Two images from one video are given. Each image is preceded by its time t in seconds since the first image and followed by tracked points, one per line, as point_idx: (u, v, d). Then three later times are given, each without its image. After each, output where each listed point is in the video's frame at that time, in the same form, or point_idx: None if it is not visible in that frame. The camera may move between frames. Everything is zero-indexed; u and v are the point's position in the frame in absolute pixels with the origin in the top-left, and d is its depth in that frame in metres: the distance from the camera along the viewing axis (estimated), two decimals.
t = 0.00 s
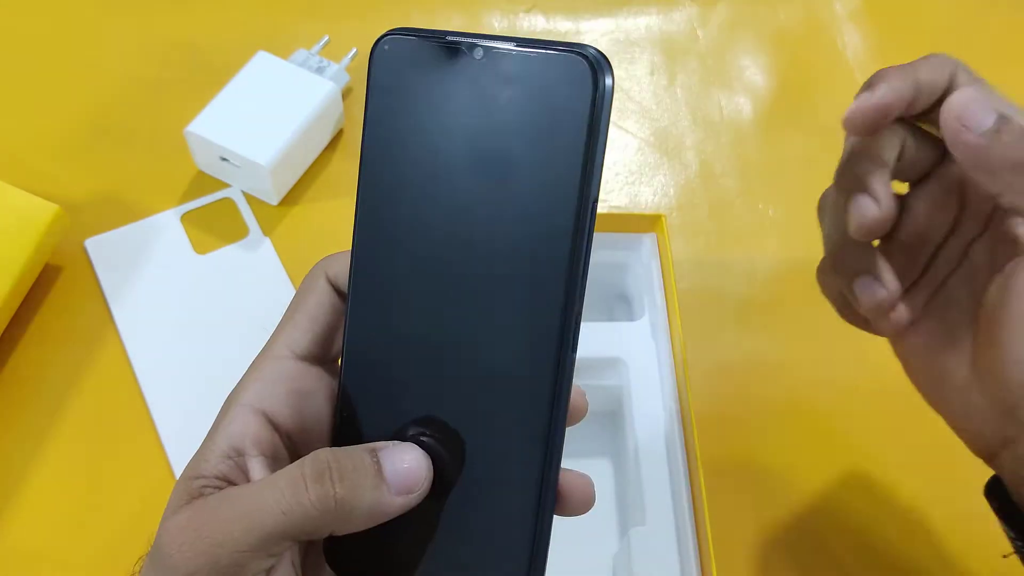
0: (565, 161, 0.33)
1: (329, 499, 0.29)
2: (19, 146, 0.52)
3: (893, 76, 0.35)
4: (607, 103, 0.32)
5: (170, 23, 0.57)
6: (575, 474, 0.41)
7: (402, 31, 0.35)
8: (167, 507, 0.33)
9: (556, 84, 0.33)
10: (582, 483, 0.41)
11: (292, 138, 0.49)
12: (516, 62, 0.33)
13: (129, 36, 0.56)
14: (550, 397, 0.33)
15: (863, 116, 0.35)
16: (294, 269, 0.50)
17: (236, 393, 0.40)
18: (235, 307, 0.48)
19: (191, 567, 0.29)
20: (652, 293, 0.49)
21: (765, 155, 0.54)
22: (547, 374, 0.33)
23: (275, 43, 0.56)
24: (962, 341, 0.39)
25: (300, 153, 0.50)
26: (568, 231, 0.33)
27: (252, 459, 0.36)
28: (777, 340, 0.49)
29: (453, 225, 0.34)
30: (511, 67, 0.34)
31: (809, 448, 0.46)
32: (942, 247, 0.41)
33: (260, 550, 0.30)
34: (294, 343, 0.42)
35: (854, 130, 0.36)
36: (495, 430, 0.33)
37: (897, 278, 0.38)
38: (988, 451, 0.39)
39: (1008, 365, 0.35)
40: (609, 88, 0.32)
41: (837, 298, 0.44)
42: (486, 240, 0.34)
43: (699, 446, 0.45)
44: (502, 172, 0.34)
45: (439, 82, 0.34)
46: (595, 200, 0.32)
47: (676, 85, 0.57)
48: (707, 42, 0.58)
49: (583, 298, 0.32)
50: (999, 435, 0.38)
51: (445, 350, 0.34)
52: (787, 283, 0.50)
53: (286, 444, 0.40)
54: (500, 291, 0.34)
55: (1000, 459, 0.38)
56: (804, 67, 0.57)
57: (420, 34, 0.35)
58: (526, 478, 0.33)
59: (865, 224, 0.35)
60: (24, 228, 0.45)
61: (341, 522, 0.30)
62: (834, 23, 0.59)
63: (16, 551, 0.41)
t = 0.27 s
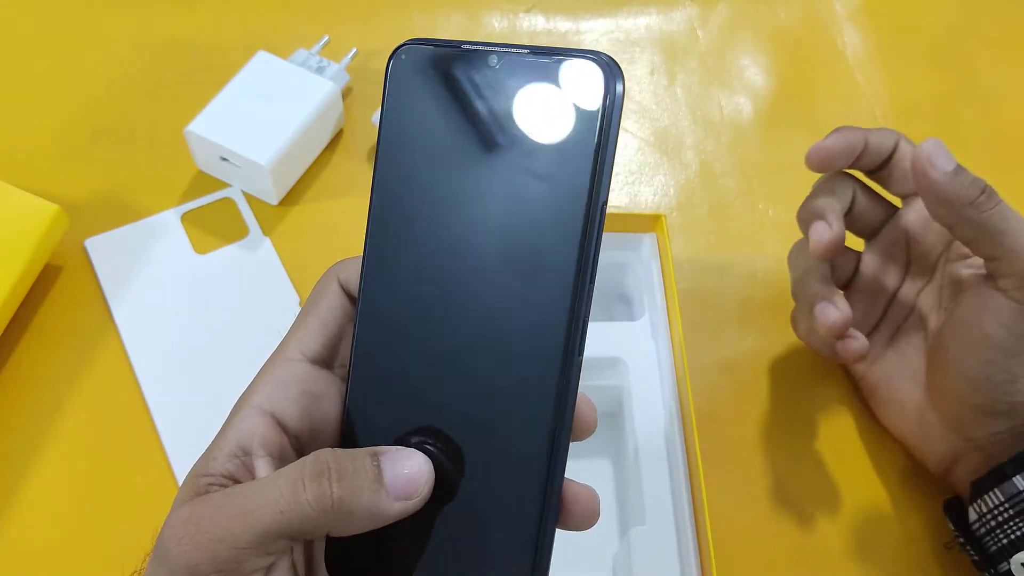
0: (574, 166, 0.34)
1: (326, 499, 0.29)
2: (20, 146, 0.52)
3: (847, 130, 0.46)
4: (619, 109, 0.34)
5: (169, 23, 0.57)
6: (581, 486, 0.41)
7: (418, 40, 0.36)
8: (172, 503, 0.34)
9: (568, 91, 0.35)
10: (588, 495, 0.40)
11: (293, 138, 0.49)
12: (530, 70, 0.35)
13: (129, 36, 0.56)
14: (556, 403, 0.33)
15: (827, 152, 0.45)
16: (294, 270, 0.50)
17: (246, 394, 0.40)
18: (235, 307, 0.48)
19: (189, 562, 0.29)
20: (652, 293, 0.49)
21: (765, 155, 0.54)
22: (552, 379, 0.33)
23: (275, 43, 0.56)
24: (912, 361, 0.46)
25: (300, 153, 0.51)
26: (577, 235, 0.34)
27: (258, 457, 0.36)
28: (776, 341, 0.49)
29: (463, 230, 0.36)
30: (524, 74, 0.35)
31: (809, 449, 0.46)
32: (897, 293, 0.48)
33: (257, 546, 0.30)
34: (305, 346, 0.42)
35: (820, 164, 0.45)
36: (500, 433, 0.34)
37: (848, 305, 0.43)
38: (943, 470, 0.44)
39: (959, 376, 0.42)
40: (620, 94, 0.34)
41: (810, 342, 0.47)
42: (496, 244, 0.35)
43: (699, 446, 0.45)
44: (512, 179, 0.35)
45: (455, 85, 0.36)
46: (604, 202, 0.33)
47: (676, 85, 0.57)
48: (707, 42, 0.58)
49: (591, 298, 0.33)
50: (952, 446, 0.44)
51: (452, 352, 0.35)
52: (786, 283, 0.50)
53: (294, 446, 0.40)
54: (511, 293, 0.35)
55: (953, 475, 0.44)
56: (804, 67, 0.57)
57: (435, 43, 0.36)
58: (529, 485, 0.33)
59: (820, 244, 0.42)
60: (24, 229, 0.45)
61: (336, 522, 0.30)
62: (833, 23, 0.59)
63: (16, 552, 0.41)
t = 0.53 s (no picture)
0: (593, 187, 0.35)
1: (296, 499, 0.30)
2: (19, 146, 0.52)
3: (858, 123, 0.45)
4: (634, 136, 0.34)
5: (169, 23, 0.57)
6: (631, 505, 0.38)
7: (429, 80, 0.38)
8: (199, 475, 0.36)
9: (584, 119, 0.35)
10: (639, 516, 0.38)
11: (292, 138, 0.49)
12: (542, 101, 0.36)
13: (129, 36, 0.56)
14: (577, 415, 0.33)
15: (841, 143, 0.44)
16: (293, 269, 0.50)
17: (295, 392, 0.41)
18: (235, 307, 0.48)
19: (179, 526, 0.32)
20: (652, 293, 0.50)
21: (765, 155, 0.54)
22: (576, 391, 0.33)
23: (275, 43, 0.56)
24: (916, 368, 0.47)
25: (300, 153, 0.50)
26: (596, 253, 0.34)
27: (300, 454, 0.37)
28: (777, 341, 0.49)
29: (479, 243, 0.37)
30: (540, 105, 0.36)
31: (812, 448, 0.45)
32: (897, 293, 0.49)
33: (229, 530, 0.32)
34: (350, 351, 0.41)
35: (832, 154, 0.45)
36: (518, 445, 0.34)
37: (856, 293, 0.43)
38: (947, 466, 0.45)
39: (966, 367, 0.42)
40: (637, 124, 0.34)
41: (809, 323, 0.47)
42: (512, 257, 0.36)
43: (699, 445, 0.45)
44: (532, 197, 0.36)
45: (466, 117, 0.38)
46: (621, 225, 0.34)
47: (676, 85, 0.57)
48: (707, 42, 0.58)
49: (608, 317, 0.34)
50: (956, 438, 0.44)
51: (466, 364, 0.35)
52: (786, 284, 0.50)
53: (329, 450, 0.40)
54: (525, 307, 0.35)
55: (956, 472, 0.44)
56: (804, 67, 0.57)
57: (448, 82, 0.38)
58: (555, 492, 0.33)
59: (830, 231, 0.42)
60: (24, 228, 0.45)
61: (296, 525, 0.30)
62: (834, 23, 0.59)
63: (16, 552, 0.42)
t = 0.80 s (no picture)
0: (551, 140, 0.35)
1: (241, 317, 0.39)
2: (17, 146, 0.52)
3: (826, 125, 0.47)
4: (592, 96, 0.35)
5: (169, 23, 0.57)
6: (547, 477, 0.31)
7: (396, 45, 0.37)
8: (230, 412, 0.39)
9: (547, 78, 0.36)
10: (551, 493, 0.31)
11: (292, 139, 0.49)
12: (506, 61, 0.36)
13: (129, 36, 0.56)
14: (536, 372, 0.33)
15: (796, 144, 0.46)
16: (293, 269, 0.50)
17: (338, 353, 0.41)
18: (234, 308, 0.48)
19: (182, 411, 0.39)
20: (652, 293, 0.50)
21: (765, 155, 0.54)
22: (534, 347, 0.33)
23: (275, 43, 0.56)
24: (905, 370, 0.47)
25: (300, 154, 0.50)
26: (557, 208, 0.34)
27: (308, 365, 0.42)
28: (776, 341, 0.49)
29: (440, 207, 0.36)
30: (498, 69, 0.36)
31: (811, 448, 0.46)
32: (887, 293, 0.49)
33: (215, 383, 0.38)
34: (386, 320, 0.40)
35: (790, 156, 0.47)
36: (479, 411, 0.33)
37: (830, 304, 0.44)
38: (940, 469, 0.45)
39: (945, 377, 0.43)
40: (595, 81, 0.35)
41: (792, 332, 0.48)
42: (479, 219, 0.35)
43: (699, 445, 0.45)
44: (492, 153, 0.36)
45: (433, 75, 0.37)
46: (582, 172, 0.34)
47: (676, 85, 0.57)
48: (707, 42, 0.58)
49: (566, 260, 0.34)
50: (944, 443, 0.44)
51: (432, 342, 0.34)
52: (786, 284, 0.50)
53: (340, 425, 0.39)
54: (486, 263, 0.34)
55: (950, 475, 0.45)
56: (804, 67, 0.57)
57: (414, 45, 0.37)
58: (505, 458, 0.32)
59: (796, 246, 0.44)
60: (24, 228, 0.45)
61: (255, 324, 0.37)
62: (834, 23, 0.59)
63: (15, 552, 0.42)
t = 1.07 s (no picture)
0: (596, 171, 0.33)
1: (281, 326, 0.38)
2: (17, 145, 0.52)
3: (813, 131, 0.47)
4: (646, 123, 0.32)
5: (168, 23, 0.57)
6: (552, 544, 0.29)
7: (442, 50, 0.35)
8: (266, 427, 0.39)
9: (598, 101, 0.33)
10: (551, 562, 0.29)
11: (292, 139, 0.49)
12: (555, 78, 0.34)
13: (129, 36, 0.56)
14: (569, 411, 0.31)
15: (783, 151, 0.46)
16: (293, 269, 0.50)
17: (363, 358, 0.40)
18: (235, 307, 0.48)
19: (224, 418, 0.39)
20: (652, 292, 0.49)
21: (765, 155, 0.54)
22: (569, 381, 0.31)
23: (275, 43, 0.56)
24: (901, 374, 0.47)
25: (301, 154, 0.50)
26: (600, 248, 0.32)
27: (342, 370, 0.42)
28: (776, 342, 0.49)
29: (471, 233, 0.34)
30: (548, 84, 0.34)
31: (811, 449, 0.46)
32: (880, 297, 0.50)
33: (256, 393, 0.38)
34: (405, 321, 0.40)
35: (778, 163, 0.47)
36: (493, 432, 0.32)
37: (818, 308, 0.44)
38: (939, 470, 0.45)
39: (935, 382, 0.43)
40: (649, 108, 0.32)
41: (786, 335, 0.48)
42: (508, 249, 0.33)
43: (699, 445, 0.45)
44: (526, 180, 0.33)
45: (477, 89, 0.35)
46: (630, 211, 0.32)
47: (676, 85, 0.57)
48: (707, 42, 0.58)
49: (610, 308, 0.32)
50: (940, 444, 0.45)
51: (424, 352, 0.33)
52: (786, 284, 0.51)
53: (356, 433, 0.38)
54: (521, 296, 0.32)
55: (948, 476, 0.45)
56: (804, 67, 0.57)
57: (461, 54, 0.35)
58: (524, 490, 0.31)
59: (780, 252, 0.44)
60: (24, 228, 0.45)
61: (297, 335, 0.37)
62: (834, 23, 0.59)
63: (16, 552, 0.42)
